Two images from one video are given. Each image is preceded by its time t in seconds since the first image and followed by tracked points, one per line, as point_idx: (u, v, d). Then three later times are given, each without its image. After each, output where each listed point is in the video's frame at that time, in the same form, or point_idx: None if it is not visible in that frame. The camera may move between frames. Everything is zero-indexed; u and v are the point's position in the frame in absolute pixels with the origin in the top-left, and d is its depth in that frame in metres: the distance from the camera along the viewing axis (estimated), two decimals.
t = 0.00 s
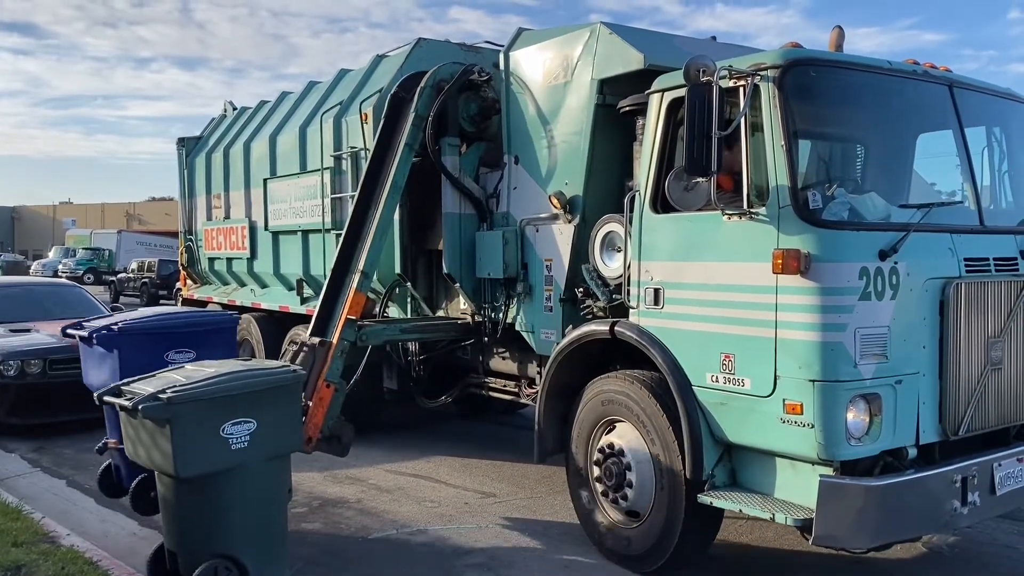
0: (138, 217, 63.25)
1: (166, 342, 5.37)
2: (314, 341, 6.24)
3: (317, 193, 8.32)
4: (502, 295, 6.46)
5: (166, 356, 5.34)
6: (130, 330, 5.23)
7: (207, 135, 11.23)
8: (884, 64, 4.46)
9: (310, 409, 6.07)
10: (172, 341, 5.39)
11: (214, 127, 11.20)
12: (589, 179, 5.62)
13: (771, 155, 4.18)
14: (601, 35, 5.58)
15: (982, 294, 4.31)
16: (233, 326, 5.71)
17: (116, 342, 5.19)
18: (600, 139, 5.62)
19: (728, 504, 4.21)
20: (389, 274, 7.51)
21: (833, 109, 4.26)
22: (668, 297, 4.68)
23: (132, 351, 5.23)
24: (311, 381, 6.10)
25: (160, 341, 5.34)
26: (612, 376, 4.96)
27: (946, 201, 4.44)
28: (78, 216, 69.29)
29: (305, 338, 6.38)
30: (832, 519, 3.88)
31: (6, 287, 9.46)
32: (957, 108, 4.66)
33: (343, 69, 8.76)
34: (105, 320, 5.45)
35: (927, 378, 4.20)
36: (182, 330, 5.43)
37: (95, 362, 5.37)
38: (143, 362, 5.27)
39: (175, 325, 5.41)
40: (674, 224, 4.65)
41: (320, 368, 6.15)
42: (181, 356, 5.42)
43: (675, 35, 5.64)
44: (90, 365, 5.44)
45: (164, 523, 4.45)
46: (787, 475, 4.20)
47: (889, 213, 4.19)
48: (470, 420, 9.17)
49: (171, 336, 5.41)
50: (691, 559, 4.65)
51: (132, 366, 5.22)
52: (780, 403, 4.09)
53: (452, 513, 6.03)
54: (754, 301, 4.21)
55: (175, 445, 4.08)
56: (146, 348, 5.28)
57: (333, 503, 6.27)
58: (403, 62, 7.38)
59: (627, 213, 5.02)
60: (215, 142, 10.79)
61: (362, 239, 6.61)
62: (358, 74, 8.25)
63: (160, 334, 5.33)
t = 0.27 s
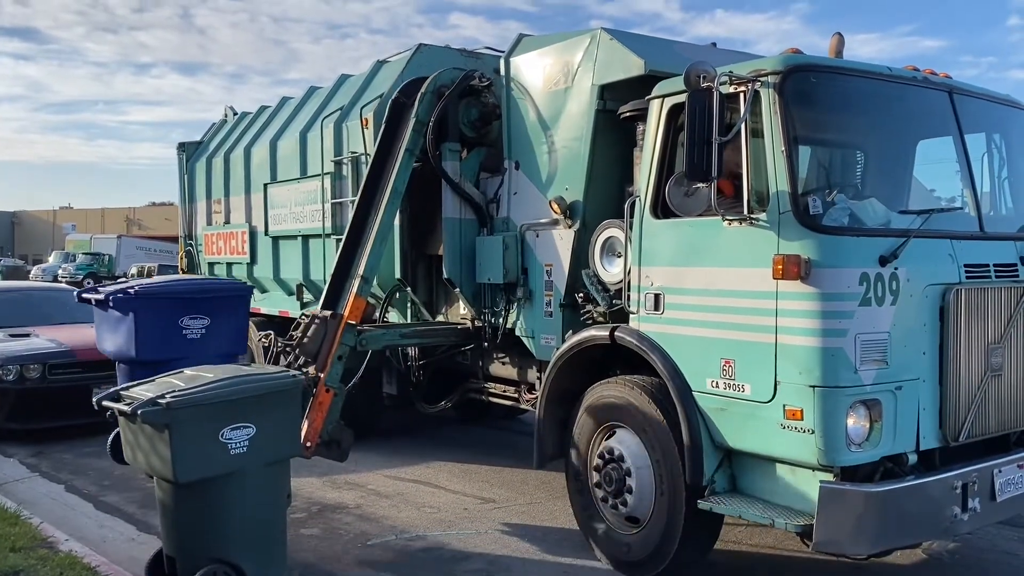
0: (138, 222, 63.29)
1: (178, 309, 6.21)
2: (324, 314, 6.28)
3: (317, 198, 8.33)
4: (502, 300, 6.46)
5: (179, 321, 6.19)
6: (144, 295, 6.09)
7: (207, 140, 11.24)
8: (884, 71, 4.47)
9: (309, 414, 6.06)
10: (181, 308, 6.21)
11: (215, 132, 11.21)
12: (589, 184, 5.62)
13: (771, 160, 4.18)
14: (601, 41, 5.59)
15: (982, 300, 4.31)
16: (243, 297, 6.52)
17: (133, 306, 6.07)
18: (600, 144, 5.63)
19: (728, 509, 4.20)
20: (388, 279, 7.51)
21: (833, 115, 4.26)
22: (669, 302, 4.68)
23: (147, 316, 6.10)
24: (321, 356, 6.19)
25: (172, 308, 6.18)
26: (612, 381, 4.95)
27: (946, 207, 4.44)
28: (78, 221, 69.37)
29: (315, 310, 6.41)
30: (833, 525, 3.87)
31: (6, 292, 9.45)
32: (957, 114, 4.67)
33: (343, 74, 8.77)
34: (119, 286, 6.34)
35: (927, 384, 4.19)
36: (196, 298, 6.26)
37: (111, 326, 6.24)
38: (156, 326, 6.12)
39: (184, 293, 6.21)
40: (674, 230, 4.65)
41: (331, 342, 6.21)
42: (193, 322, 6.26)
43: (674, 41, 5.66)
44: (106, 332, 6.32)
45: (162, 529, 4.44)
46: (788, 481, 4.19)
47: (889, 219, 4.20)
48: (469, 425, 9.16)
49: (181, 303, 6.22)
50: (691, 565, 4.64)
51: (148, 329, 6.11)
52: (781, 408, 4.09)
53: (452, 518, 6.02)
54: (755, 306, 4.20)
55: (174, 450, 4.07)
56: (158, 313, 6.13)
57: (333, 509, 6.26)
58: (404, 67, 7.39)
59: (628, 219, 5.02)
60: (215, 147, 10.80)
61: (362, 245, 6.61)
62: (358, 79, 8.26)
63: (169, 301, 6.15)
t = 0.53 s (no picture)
0: (137, 229, 63.35)
1: (194, 275, 5.71)
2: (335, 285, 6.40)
3: (317, 206, 8.34)
4: (501, 309, 6.46)
5: (195, 289, 5.70)
6: (164, 263, 5.56)
7: (207, 147, 11.26)
8: (883, 80, 4.48)
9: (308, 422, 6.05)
10: (201, 275, 5.74)
11: (214, 139, 11.23)
12: (589, 193, 5.63)
13: (770, 169, 4.19)
14: (600, 50, 5.61)
15: (981, 309, 4.31)
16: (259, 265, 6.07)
17: (150, 274, 5.52)
18: (600, 153, 5.64)
19: (727, 519, 4.19)
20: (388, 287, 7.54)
21: (831, 125, 4.28)
22: (667, 311, 4.68)
23: (165, 282, 5.58)
24: (333, 327, 6.31)
25: (190, 274, 5.68)
26: (611, 390, 4.96)
27: (944, 216, 4.45)
28: (78, 228, 69.48)
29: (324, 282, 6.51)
30: (832, 534, 3.86)
31: (5, 299, 9.45)
32: (955, 124, 4.68)
33: (343, 82, 8.79)
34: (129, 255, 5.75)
35: (926, 393, 4.20)
36: (213, 266, 5.78)
37: (125, 295, 5.70)
38: (173, 293, 5.62)
39: (204, 260, 5.73)
40: (673, 239, 4.66)
41: (342, 313, 6.34)
42: (209, 290, 5.79)
43: (673, 50, 5.68)
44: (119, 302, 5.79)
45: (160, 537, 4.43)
46: (786, 491, 4.19)
47: (888, 228, 4.20)
48: (468, 433, 9.16)
49: (197, 270, 5.73)
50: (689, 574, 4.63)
51: (165, 298, 5.58)
52: (779, 417, 4.09)
53: (451, 527, 6.00)
54: (753, 314, 4.21)
55: (172, 458, 4.06)
56: (178, 279, 5.63)
57: (331, 517, 6.24)
58: (403, 76, 7.41)
59: (626, 228, 5.03)
60: (215, 155, 10.82)
61: (361, 253, 6.62)
62: (358, 87, 8.28)
63: (191, 268, 5.68)
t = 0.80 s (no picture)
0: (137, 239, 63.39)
1: (215, 236, 6.02)
2: (350, 255, 6.51)
3: (316, 217, 8.36)
4: (500, 319, 6.46)
5: (215, 249, 6.00)
6: (185, 223, 5.87)
7: (207, 158, 11.29)
8: (881, 92, 4.50)
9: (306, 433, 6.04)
10: (221, 236, 6.04)
11: (214, 150, 11.26)
12: (588, 204, 5.64)
13: (768, 181, 4.20)
14: (599, 62, 5.64)
15: (980, 321, 4.32)
16: (276, 228, 6.30)
17: (172, 232, 5.84)
18: (599, 164, 5.65)
19: (727, 530, 4.18)
20: (388, 297, 7.59)
21: (830, 137, 4.29)
22: (667, 322, 4.68)
23: (187, 241, 5.90)
24: (349, 295, 6.42)
25: (211, 235, 5.99)
26: (610, 401, 4.96)
27: (943, 227, 4.46)
28: (77, 238, 69.51)
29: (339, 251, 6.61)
30: (832, 546, 3.85)
31: (4, 309, 9.45)
32: (953, 136, 4.70)
33: (343, 94, 8.82)
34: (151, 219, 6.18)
35: (925, 405, 4.20)
36: (233, 228, 6.07)
37: (149, 256, 6.07)
38: (195, 252, 5.93)
39: (224, 222, 6.04)
40: (672, 250, 4.67)
41: (357, 281, 6.45)
42: (228, 251, 6.07)
43: (672, 62, 5.71)
44: (143, 266, 6.18)
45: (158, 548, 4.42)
46: (786, 502, 4.18)
47: (887, 239, 4.21)
48: (467, 444, 9.14)
49: (218, 231, 6.03)
50: None
51: (186, 256, 5.88)
52: (779, 428, 4.09)
53: (450, 538, 5.99)
54: (752, 325, 4.21)
55: (171, 469, 4.06)
56: (199, 239, 5.94)
57: (330, 528, 6.23)
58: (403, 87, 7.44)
59: (625, 239, 5.04)
60: (215, 166, 10.84)
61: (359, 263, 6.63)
62: (358, 99, 8.31)
63: (211, 228, 5.98)
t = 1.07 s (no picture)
0: (136, 251, 63.42)
1: (239, 195, 6.21)
2: (367, 220, 6.68)
3: (316, 230, 8.37)
4: (499, 332, 6.46)
5: (239, 206, 6.20)
6: (211, 180, 6.07)
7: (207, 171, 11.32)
8: (879, 107, 4.52)
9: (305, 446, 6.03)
10: (244, 194, 6.22)
11: (214, 164, 11.29)
12: (587, 217, 5.65)
13: (767, 195, 4.21)
14: (599, 76, 5.66)
15: (979, 336, 4.33)
16: (296, 189, 6.53)
17: (198, 189, 6.03)
18: (598, 178, 5.67)
19: (726, 545, 4.17)
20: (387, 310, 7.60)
21: (828, 152, 4.31)
22: (666, 335, 4.69)
23: (212, 198, 6.07)
24: (366, 257, 6.56)
25: (237, 194, 6.19)
26: (609, 415, 4.95)
27: (941, 242, 4.47)
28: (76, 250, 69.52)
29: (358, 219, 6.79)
30: (831, 561, 3.84)
31: (3, 321, 9.45)
32: (951, 151, 4.72)
33: (343, 107, 8.85)
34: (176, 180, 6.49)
35: (924, 420, 4.19)
36: (255, 187, 6.26)
37: (175, 212, 6.21)
38: (223, 210, 6.13)
39: (246, 181, 6.22)
40: (671, 264, 4.68)
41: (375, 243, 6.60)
42: (251, 210, 6.25)
43: (671, 77, 5.74)
44: (164, 224, 6.35)
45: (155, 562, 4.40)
46: (785, 517, 4.17)
47: (885, 254, 4.22)
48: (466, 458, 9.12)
49: (242, 189, 6.22)
50: None
51: (212, 212, 6.07)
52: (778, 443, 4.08)
53: (448, 553, 5.96)
54: (751, 340, 4.22)
55: (169, 482, 4.05)
56: (224, 197, 6.13)
57: (328, 542, 6.20)
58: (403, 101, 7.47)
59: (624, 253, 5.05)
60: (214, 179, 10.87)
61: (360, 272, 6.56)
62: (358, 112, 8.35)
63: (235, 186, 6.16)
